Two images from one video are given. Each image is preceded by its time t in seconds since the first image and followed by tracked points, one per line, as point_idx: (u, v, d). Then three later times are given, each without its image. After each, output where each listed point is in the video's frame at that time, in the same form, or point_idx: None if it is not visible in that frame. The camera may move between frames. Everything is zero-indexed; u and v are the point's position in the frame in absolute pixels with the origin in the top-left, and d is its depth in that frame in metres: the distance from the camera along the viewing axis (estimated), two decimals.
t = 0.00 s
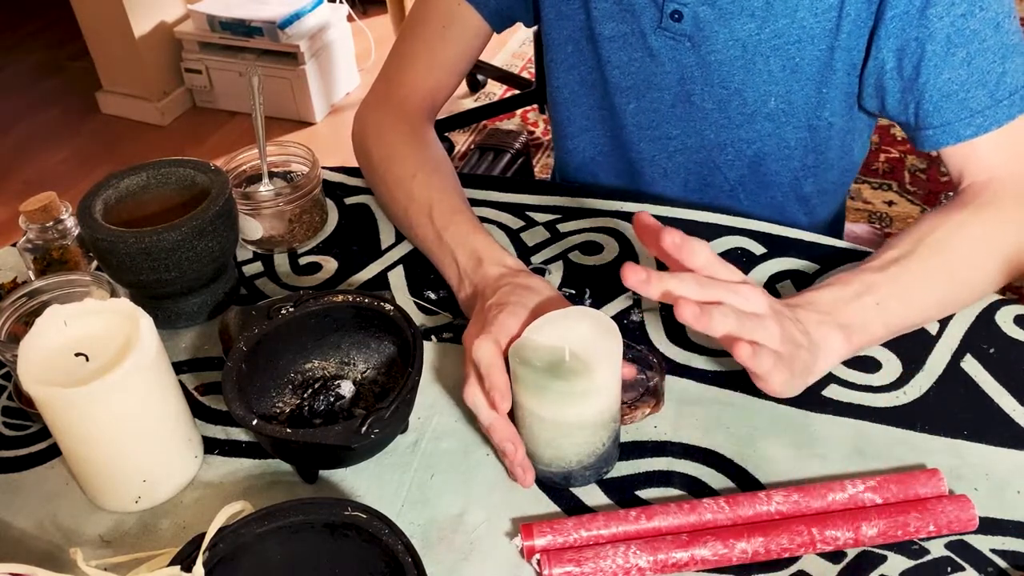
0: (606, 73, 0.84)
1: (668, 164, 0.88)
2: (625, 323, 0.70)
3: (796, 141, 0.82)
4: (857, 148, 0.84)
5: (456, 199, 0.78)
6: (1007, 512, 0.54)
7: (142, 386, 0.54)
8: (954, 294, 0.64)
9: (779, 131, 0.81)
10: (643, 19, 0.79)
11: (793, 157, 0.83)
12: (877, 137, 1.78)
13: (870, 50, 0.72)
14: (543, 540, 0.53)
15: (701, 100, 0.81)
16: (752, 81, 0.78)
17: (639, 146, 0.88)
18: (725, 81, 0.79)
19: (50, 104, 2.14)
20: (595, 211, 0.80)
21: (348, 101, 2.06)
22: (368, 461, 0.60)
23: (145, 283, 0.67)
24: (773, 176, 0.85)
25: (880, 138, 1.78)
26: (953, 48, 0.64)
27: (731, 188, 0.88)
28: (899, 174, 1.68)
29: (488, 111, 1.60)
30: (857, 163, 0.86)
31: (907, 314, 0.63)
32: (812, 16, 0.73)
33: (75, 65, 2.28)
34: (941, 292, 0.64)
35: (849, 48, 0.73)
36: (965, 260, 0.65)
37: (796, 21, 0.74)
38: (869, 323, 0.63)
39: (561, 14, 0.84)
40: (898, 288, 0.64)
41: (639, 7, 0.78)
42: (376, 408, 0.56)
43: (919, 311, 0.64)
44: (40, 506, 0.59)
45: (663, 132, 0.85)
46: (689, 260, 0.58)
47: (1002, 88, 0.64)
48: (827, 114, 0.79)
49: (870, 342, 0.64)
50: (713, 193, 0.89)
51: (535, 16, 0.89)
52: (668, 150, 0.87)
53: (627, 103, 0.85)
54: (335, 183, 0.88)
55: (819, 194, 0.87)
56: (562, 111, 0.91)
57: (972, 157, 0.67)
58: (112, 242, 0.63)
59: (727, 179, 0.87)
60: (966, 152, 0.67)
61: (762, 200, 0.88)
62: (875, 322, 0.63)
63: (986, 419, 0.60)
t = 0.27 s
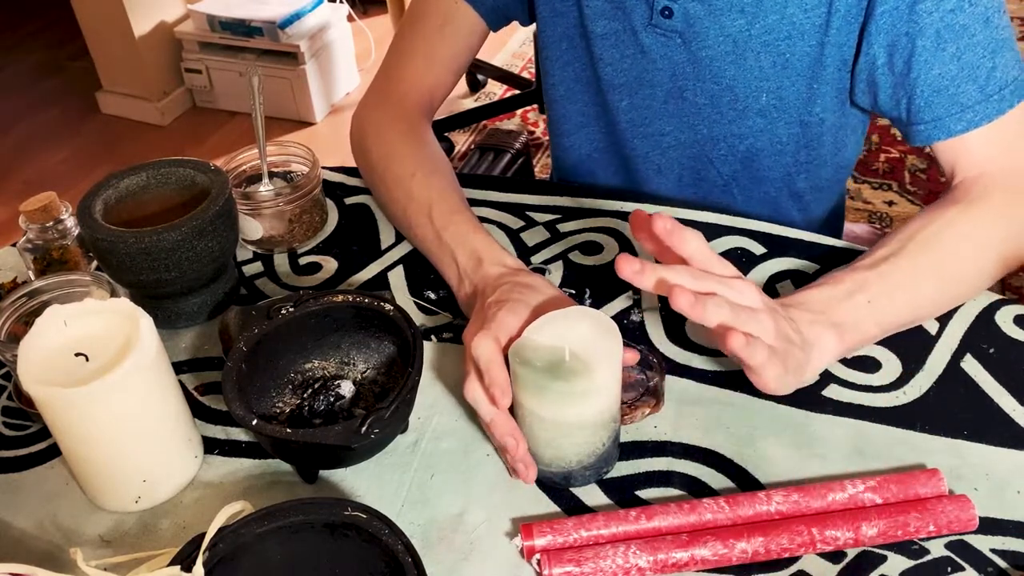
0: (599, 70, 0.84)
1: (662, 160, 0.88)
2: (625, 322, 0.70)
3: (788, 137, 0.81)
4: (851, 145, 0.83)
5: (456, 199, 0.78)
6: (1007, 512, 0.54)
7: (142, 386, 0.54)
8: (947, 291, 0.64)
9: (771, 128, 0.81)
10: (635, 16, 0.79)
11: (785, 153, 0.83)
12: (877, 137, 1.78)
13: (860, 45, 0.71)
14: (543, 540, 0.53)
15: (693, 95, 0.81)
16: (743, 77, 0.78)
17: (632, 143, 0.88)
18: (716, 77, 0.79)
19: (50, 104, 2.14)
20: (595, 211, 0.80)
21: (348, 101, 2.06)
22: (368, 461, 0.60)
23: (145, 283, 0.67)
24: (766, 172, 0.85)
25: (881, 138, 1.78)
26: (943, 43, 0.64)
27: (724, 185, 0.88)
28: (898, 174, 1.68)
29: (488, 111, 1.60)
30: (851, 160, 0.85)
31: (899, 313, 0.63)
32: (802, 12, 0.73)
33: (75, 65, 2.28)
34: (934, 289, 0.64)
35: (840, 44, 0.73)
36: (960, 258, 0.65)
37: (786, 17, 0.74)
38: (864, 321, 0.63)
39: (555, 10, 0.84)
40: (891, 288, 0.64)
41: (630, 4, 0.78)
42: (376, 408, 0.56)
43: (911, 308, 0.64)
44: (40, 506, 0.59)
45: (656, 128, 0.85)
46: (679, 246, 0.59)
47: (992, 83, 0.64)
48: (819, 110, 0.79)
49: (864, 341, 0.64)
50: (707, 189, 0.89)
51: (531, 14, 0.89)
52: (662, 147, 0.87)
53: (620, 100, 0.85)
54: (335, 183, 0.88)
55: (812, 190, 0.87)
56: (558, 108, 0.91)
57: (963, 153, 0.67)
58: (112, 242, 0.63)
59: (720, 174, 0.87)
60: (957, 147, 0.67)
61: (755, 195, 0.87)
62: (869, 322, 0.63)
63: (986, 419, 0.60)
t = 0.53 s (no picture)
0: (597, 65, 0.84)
1: (659, 158, 0.88)
2: (625, 322, 0.70)
3: (785, 131, 0.81)
4: (846, 137, 0.84)
5: (456, 199, 0.78)
6: (1007, 512, 0.54)
7: (142, 386, 0.54)
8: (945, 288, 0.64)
9: (768, 122, 0.81)
10: (632, 12, 0.79)
11: (782, 148, 0.83)
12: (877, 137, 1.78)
13: (857, 36, 0.72)
14: (543, 540, 0.53)
15: (690, 91, 0.81)
16: (739, 71, 0.78)
17: (630, 140, 0.88)
18: (713, 71, 0.79)
19: (51, 104, 2.14)
20: (595, 211, 0.80)
21: (348, 101, 2.06)
22: (368, 461, 0.60)
23: (144, 283, 0.67)
24: (763, 168, 0.85)
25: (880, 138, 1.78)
26: (936, 31, 0.65)
27: (721, 182, 0.87)
28: (898, 174, 1.68)
29: (488, 111, 1.60)
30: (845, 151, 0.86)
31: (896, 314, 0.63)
32: (797, 4, 0.73)
33: (76, 65, 2.28)
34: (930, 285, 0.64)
35: (835, 35, 0.74)
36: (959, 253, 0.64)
37: (781, 9, 0.74)
38: (861, 323, 0.62)
39: (551, 6, 0.84)
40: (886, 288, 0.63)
41: None
42: (376, 408, 0.56)
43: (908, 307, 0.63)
44: (40, 506, 0.59)
45: (653, 125, 0.85)
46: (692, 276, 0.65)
47: (985, 70, 0.64)
48: (815, 103, 0.79)
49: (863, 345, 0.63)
50: (704, 187, 0.88)
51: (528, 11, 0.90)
52: (659, 144, 0.86)
53: (617, 97, 0.85)
54: (335, 183, 0.88)
55: (810, 184, 0.86)
56: (556, 105, 0.91)
57: (960, 139, 0.67)
58: (112, 242, 0.63)
59: (718, 172, 0.86)
60: (952, 135, 0.67)
61: (753, 190, 0.87)
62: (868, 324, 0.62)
63: (986, 419, 0.60)
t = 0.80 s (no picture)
0: (597, 62, 0.84)
1: (660, 155, 0.88)
2: (625, 322, 0.70)
3: (787, 130, 0.81)
4: (847, 137, 0.84)
5: (456, 199, 0.78)
6: (1007, 512, 0.54)
7: (142, 386, 0.54)
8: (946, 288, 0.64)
9: (770, 121, 0.81)
10: (634, 9, 0.79)
11: (783, 147, 0.83)
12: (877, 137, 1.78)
13: (859, 36, 0.72)
14: (543, 540, 0.53)
15: (692, 89, 0.81)
16: (742, 70, 0.78)
17: (631, 137, 0.88)
18: (715, 70, 0.79)
19: (51, 104, 2.14)
20: (594, 211, 0.80)
21: (348, 101, 2.06)
22: (368, 461, 0.60)
23: (144, 283, 0.67)
24: (764, 167, 0.85)
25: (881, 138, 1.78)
26: (940, 32, 0.65)
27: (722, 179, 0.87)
28: (899, 174, 1.68)
29: (488, 111, 1.60)
30: (847, 151, 0.86)
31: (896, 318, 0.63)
32: (801, 3, 0.73)
33: (76, 65, 2.28)
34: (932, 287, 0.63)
35: (838, 35, 0.73)
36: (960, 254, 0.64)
37: (784, 9, 0.74)
38: (861, 320, 0.62)
39: (550, 5, 0.84)
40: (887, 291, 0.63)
41: None
42: (376, 408, 0.56)
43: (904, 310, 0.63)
44: (40, 506, 0.59)
45: (654, 123, 0.85)
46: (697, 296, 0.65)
47: (987, 73, 0.64)
48: (817, 102, 0.79)
49: (862, 344, 0.63)
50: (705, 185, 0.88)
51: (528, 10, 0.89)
52: (660, 141, 0.86)
53: (619, 94, 0.85)
54: (335, 183, 0.88)
55: (811, 184, 0.87)
56: (554, 103, 0.91)
57: (961, 141, 0.67)
58: (111, 242, 0.63)
59: (719, 170, 0.86)
60: (953, 137, 0.67)
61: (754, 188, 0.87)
62: (867, 321, 0.62)
63: (986, 419, 0.60)
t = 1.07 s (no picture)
0: (605, 61, 0.84)
1: (668, 155, 0.87)
2: (625, 322, 0.70)
3: (795, 128, 0.82)
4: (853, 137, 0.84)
5: (458, 199, 0.78)
6: (1007, 512, 0.54)
7: (142, 386, 0.54)
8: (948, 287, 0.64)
9: (779, 119, 0.81)
10: (645, 7, 0.78)
11: (790, 145, 0.83)
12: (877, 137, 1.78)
13: (869, 34, 0.72)
14: (543, 540, 0.53)
15: (702, 88, 0.81)
16: (752, 68, 0.78)
17: (639, 136, 0.88)
18: (726, 68, 0.79)
19: (50, 104, 2.14)
20: (594, 211, 0.80)
21: (348, 101, 2.06)
22: (368, 461, 0.60)
23: (145, 283, 0.67)
24: (772, 166, 0.85)
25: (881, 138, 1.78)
26: (948, 32, 0.65)
27: (730, 178, 0.88)
28: (898, 174, 1.68)
29: (488, 111, 1.60)
30: (853, 151, 0.86)
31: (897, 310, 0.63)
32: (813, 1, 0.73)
33: (76, 65, 2.28)
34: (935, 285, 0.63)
35: (849, 33, 0.74)
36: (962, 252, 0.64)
37: (796, 7, 0.74)
38: (862, 314, 0.62)
39: (557, 5, 0.84)
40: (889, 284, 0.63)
41: None
42: (376, 408, 0.56)
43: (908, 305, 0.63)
44: (40, 506, 0.59)
45: (663, 122, 0.85)
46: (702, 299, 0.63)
47: (994, 74, 0.64)
48: (826, 100, 0.79)
49: (863, 338, 0.63)
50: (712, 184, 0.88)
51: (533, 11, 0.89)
52: (668, 141, 0.86)
53: (627, 92, 0.85)
54: (335, 183, 0.88)
55: (817, 184, 0.87)
56: (559, 103, 0.91)
57: (965, 143, 0.67)
58: (112, 242, 0.64)
59: (726, 169, 0.87)
60: (958, 137, 0.67)
61: (760, 187, 0.87)
62: (869, 316, 0.62)
63: (986, 419, 0.60)
